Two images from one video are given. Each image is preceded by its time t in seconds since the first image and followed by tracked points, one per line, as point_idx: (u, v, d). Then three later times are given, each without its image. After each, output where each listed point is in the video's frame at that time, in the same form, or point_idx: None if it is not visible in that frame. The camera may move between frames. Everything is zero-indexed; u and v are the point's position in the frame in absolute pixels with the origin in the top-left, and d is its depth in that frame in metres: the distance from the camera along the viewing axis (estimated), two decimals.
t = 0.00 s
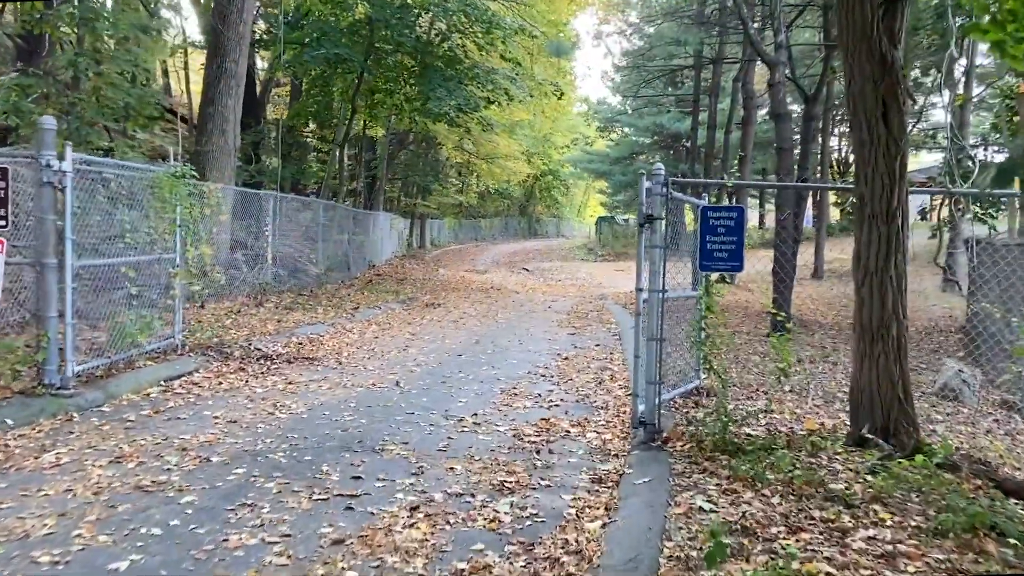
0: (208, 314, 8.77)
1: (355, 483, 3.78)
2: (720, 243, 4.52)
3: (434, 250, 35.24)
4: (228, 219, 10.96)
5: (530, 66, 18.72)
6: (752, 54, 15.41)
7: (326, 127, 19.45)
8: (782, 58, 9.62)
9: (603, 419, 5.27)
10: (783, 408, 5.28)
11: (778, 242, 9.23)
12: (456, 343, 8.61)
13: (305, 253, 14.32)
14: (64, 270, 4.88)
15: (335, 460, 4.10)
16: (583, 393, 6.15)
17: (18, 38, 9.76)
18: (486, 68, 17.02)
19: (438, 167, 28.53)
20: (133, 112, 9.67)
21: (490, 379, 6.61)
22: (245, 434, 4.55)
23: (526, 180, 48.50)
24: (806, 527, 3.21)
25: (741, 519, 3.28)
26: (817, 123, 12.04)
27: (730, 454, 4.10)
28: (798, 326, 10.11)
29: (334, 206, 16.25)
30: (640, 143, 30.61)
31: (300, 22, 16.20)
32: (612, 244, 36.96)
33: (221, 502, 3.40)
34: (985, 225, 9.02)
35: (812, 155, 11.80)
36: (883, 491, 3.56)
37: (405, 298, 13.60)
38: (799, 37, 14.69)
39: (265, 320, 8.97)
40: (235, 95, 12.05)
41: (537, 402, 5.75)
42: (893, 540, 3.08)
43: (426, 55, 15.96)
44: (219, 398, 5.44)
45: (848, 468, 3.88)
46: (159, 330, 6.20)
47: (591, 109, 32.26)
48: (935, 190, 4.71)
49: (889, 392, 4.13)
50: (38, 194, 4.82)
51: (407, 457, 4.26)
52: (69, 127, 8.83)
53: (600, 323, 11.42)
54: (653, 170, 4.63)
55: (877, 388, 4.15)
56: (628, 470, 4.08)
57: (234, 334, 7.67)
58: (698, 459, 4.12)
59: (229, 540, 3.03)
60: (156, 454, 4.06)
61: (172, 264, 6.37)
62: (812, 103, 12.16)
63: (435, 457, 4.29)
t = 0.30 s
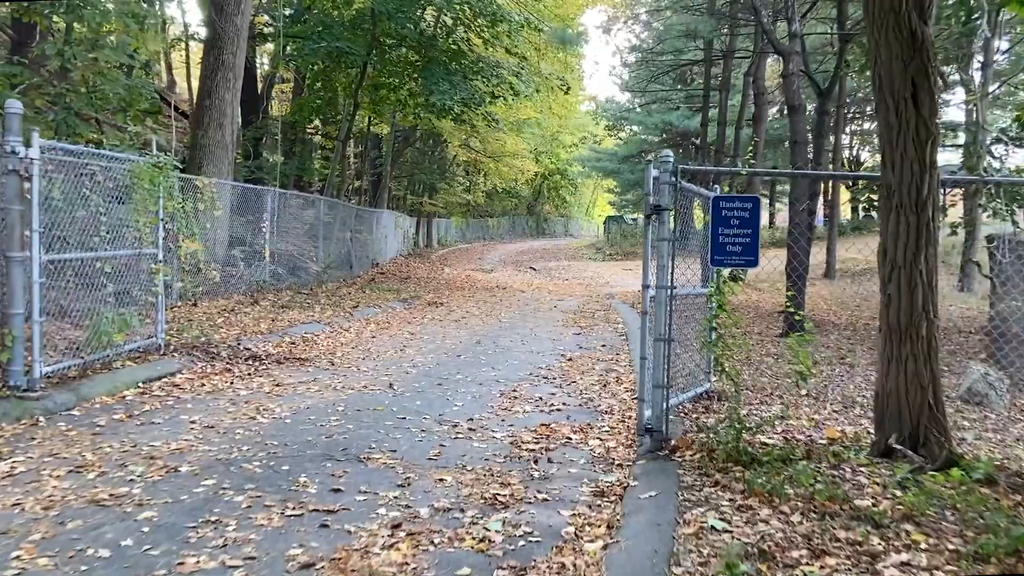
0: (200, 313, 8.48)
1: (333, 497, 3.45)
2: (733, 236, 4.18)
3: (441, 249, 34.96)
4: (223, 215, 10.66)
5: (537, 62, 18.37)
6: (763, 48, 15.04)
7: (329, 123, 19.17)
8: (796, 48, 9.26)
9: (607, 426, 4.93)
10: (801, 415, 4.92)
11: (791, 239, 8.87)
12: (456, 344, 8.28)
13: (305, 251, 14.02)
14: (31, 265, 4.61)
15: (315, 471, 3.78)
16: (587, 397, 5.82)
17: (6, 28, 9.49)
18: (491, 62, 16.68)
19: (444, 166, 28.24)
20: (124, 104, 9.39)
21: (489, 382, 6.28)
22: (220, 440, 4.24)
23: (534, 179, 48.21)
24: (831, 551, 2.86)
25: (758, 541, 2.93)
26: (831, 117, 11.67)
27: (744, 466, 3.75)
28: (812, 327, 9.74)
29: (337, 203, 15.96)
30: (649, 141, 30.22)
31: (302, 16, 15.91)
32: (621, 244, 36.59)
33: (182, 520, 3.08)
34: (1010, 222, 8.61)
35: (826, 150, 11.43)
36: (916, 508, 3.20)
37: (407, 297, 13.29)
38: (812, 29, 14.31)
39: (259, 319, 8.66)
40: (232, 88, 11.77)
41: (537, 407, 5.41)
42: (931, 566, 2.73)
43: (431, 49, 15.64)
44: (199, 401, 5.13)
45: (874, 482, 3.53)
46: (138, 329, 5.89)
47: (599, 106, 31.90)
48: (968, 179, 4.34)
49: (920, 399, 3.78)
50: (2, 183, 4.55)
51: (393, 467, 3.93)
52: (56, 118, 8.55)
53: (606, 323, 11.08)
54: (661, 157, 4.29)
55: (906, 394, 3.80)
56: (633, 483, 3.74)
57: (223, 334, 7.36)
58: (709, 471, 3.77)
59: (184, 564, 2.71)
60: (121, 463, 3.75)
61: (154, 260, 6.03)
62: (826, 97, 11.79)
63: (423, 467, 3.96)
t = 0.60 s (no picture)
0: (193, 316, 8.18)
1: (316, 526, 3.12)
2: (757, 239, 3.83)
3: (447, 249, 34.67)
4: (221, 215, 10.36)
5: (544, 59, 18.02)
6: (777, 45, 14.67)
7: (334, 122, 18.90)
8: (813, 42, 8.90)
9: (618, 441, 4.59)
10: (827, 432, 4.57)
11: (808, 240, 8.51)
12: (459, 349, 7.94)
13: (307, 252, 13.71)
14: None
15: (299, 496, 3.45)
16: (597, 409, 5.48)
17: None
18: (497, 58, 16.39)
19: (451, 165, 27.94)
20: (117, 99, 9.10)
21: (492, 391, 5.94)
22: (200, 459, 3.91)
23: (541, 179, 47.92)
24: None
25: None
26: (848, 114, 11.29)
27: (771, 492, 3.41)
28: (829, 333, 9.37)
29: (341, 203, 15.66)
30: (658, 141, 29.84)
31: (305, 12, 15.63)
32: (629, 244, 36.20)
33: (145, 556, 2.77)
34: None
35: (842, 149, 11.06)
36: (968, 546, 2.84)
37: (411, 299, 12.97)
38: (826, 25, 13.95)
39: (255, 322, 8.36)
40: (232, 85, 11.47)
41: (543, 420, 5.07)
42: None
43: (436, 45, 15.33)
44: (182, 413, 4.81)
45: (917, 513, 3.18)
46: (120, 336, 5.58)
47: (607, 105, 31.54)
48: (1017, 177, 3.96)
49: (964, 418, 3.43)
50: None
51: (386, 490, 3.60)
52: (46, 114, 8.27)
53: (615, 327, 10.73)
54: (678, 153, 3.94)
55: (950, 412, 3.45)
56: (648, 511, 3.39)
57: (216, 339, 7.04)
58: (732, 498, 3.42)
59: None
60: (87, 487, 3.44)
61: (138, 263, 5.75)
62: (843, 94, 11.41)
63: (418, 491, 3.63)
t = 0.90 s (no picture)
0: (191, 323, 7.89)
1: (308, 568, 2.81)
2: (794, 247, 3.50)
3: (454, 251, 34.39)
4: (221, 218, 10.07)
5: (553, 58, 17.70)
6: (791, 43, 14.33)
7: (339, 122, 18.63)
8: (835, 39, 8.57)
9: (638, 464, 4.27)
10: (864, 455, 4.24)
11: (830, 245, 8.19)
12: (466, 358, 7.62)
13: (311, 255, 13.42)
14: None
15: (292, 530, 3.14)
16: (614, 426, 5.15)
17: None
18: (506, 57, 16.08)
19: (458, 166, 27.67)
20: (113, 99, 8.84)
21: (502, 406, 5.62)
22: (186, 486, 3.61)
23: (549, 180, 47.61)
24: None
25: None
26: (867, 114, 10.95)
27: (813, 529, 3.08)
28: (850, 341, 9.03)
29: (346, 205, 15.38)
30: (667, 141, 29.48)
31: (310, 10, 15.35)
32: (637, 246, 35.84)
33: None
34: None
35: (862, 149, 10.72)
36: None
37: (417, 303, 12.67)
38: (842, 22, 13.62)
39: (255, 329, 8.07)
40: (234, 83, 11.18)
41: (557, 439, 4.75)
42: None
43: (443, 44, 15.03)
44: (172, 431, 4.52)
45: (980, 555, 2.85)
46: (108, 347, 5.28)
47: (616, 105, 31.20)
48: None
49: None
50: None
51: (387, 523, 3.28)
52: (39, 113, 8.01)
53: (627, 333, 10.40)
54: (706, 154, 3.62)
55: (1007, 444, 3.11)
56: (677, 548, 3.07)
57: (213, 347, 6.75)
58: (769, 536, 3.09)
59: None
60: (59, 519, 3.14)
61: (128, 269, 5.47)
62: (862, 93, 11.07)
63: (422, 523, 3.32)
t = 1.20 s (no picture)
0: (185, 330, 7.62)
1: None
2: (827, 258, 3.20)
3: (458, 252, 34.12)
4: (218, 220, 9.80)
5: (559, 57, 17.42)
6: (802, 42, 14.02)
7: (342, 123, 18.39)
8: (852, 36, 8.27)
9: (653, 487, 3.98)
10: (895, 479, 3.96)
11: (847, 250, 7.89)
12: (471, 366, 7.34)
13: (312, 257, 13.15)
14: None
15: (278, 568, 2.85)
16: (626, 442, 4.87)
17: None
18: (511, 56, 15.80)
19: (462, 167, 27.40)
20: (106, 98, 8.59)
21: (508, 420, 5.33)
22: (166, 515, 3.33)
23: (553, 181, 47.32)
24: None
25: None
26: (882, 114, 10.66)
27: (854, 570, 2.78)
28: (867, 348, 8.73)
29: (348, 206, 15.12)
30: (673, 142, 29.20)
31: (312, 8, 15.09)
32: (642, 247, 35.54)
33: None
34: None
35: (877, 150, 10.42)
36: None
37: (420, 307, 12.39)
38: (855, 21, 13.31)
39: (252, 336, 7.80)
40: (233, 82, 10.92)
41: (567, 458, 4.46)
42: None
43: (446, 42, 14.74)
44: (157, 451, 4.25)
45: None
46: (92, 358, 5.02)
47: (621, 106, 30.92)
48: None
49: None
50: None
51: (382, 558, 3.00)
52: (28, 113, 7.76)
53: (636, 339, 10.11)
54: (731, 156, 3.32)
55: None
56: None
57: (206, 356, 6.48)
58: None
59: None
60: (24, 555, 2.87)
61: (115, 277, 5.20)
62: (877, 92, 10.78)
63: (422, 558, 3.03)
